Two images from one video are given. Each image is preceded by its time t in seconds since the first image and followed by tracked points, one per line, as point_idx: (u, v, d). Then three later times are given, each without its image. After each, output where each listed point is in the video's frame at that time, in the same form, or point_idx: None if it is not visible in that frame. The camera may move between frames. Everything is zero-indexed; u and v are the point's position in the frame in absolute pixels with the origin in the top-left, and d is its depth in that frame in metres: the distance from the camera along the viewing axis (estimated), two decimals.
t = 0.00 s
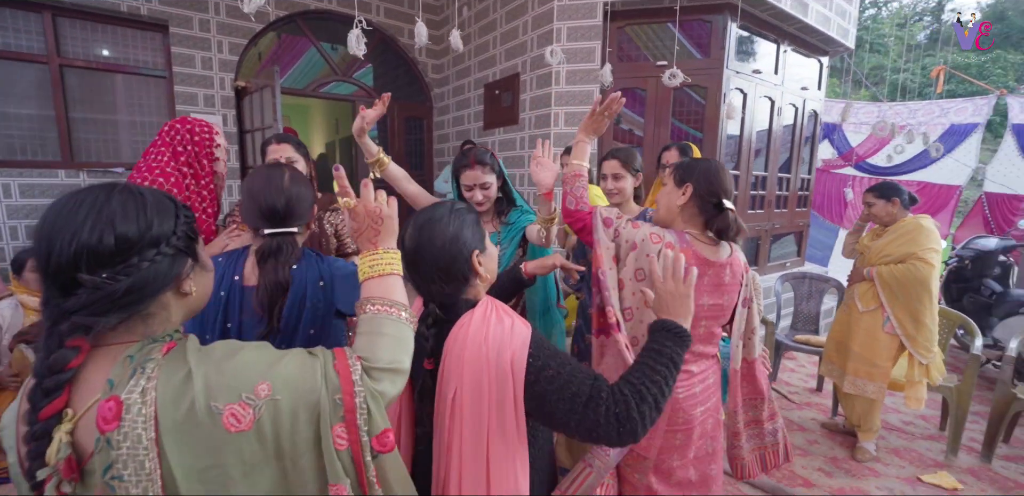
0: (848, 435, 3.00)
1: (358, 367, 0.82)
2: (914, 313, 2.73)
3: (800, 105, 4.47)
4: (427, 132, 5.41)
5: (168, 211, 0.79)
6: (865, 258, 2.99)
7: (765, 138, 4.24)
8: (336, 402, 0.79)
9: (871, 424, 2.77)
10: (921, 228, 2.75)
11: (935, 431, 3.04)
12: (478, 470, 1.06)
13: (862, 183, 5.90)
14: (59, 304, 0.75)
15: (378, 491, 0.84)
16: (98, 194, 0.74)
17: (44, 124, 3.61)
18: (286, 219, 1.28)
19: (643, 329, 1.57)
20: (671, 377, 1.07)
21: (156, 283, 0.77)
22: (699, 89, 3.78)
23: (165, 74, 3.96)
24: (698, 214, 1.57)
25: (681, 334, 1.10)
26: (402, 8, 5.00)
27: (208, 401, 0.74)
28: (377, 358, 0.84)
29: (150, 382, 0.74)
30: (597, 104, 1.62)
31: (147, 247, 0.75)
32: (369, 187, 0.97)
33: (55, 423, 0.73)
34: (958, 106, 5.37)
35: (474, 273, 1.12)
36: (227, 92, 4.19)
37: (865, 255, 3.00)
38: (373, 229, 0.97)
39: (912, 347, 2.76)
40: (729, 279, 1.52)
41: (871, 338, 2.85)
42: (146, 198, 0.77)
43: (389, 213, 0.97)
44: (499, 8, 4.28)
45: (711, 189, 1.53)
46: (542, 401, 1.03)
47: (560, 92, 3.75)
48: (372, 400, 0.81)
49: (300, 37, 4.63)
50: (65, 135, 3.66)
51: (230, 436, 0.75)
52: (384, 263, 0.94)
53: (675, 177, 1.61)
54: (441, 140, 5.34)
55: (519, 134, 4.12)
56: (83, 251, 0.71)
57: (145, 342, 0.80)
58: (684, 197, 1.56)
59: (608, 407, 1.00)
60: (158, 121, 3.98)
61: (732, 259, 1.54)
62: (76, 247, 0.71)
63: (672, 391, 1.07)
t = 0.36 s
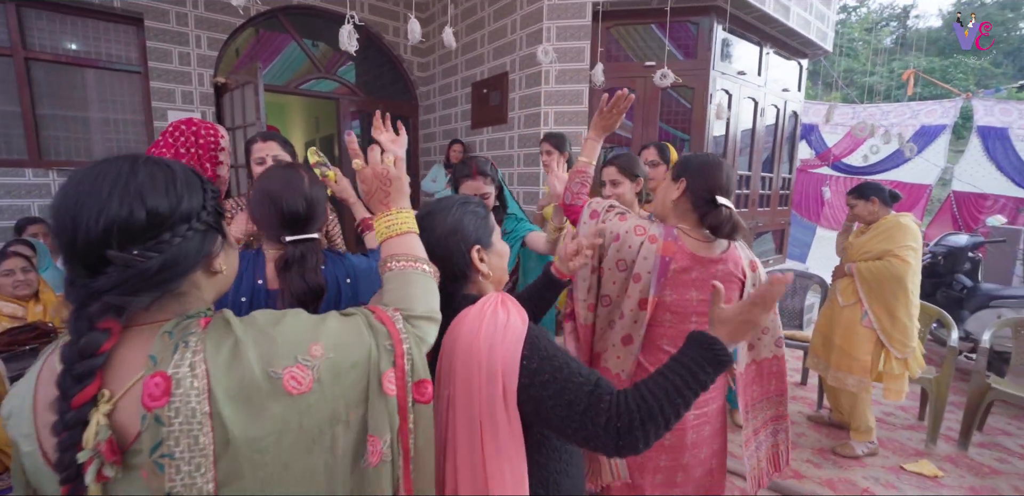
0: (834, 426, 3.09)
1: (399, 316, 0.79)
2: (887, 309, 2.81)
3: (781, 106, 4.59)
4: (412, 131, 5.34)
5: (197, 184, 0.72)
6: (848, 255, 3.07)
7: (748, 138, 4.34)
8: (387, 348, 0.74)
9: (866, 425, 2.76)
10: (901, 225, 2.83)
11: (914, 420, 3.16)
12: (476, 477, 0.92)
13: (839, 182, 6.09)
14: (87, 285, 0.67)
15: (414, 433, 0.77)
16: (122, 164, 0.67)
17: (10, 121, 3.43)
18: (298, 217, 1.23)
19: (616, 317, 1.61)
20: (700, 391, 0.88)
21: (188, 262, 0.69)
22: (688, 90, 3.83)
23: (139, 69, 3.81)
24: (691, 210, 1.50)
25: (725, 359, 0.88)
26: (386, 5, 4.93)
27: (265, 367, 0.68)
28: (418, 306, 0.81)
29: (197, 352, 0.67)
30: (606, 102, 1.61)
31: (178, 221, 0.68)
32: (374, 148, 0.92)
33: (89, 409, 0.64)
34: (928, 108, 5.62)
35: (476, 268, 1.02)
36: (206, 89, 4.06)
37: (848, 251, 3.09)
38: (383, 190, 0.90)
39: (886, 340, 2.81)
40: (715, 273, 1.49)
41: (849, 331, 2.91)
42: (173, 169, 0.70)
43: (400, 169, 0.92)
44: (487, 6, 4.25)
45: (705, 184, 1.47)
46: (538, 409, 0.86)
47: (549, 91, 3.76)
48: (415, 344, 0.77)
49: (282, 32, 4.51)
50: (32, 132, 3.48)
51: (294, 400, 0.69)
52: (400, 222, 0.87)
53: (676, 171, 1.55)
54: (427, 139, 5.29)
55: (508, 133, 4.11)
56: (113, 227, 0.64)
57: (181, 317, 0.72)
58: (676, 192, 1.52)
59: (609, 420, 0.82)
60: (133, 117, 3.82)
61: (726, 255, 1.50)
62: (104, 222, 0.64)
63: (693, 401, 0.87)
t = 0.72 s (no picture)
0: (826, 421, 3.17)
1: (439, 290, 0.89)
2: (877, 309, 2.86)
3: (770, 107, 4.67)
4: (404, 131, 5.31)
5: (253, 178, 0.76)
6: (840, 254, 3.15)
7: (739, 139, 4.41)
8: (438, 317, 0.85)
9: (857, 421, 2.82)
10: (887, 225, 2.92)
11: (902, 413, 3.26)
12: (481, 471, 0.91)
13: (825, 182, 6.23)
14: (156, 281, 0.69)
15: (458, 396, 0.89)
16: (184, 159, 0.69)
17: None
18: (321, 212, 1.26)
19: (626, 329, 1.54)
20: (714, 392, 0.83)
21: (252, 254, 0.74)
22: (681, 90, 3.88)
23: (126, 67, 3.72)
24: (689, 220, 1.44)
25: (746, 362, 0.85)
26: (379, 4, 4.90)
27: (346, 344, 0.75)
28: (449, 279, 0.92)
29: (281, 335, 0.73)
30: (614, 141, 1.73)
31: (241, 214, 0.72)
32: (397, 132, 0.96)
33: (172, 399, 0.66)
34: (909, 109, 5.78)
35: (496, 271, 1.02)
36: (195, 87, 3.98)
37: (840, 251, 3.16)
38: (412, 173, 0.97)
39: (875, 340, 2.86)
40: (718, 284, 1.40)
41: (842, 329, 2.95)
42: (230, 163, 0.74)
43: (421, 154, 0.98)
44: (481, 6, 4.25)
45: (702, 195, 1.40)
46: (545, 414, 0.82)
47: (545, 91, 3.78)
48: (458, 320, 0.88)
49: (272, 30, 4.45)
50: (14, 130, 3.38)
51: (376, 370, 0.76)
52: (424, 203, 0.97)
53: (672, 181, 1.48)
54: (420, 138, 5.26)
55: (503, 133, 4.12)
56: (186, 221, 0.67)
57: (244, 306, 0.75)
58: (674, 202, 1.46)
59: (620, 422, 0.78)
60: (119, 116, 3.73)
61: (730, 265, 1.42)
62: (176, 217, 0.67)
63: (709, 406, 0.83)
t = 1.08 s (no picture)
0: (821, 416, 3.25)
1: (468, 312, 0.94)
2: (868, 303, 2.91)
3: (762, 108, 4.75)
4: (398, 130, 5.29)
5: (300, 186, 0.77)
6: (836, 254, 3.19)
7: (732, 139, 4.48)
8: (468, 338, 0.89)
9: (851, 415, 2.89)
10: (877, 224, 3.00)
11: (892, 407, 3.36)
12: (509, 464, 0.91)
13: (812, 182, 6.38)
14: (211, 291, 0.69)
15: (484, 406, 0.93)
16: (240, 165, 0.69)
17: None
18: (337, 216, 1.26)
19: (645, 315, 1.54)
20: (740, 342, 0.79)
21: (300, 262, 0.75)
22: (677, 91, 3.93)
23: (116, 64, 3.64)
24: (706, 213, 1.39)
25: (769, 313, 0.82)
26: (373, 2, 4.86)
27: (396, 353, 0.78)
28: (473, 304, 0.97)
29: (337, 341, 0.75)
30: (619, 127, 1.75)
31: (293, 222, 0.73)
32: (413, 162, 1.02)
33: (230, 412, 0.66)
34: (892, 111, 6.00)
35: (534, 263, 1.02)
36: (187, 86, 3.91)
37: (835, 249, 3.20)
38: (434, 204, 1.03)
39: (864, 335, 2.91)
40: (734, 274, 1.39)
41: (834, 328, 3.04)
42: (281, 170, 0.74)
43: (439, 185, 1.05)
44: (477, 6, 4.24)
45: (721, 188, 1.32)
46: (579, 390, 0.81)
47: (542, 92, 3.80)
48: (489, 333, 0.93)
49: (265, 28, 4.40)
50: None
51: (422, 380, 0.79)
52: (440, 231, 1.02)
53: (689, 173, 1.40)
54: (414, 138, 5.25)
55: (500, 133, 4.13)
56: (246, 229, 0.67)
57: (290, 315, 0.77)
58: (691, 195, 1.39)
59: (652, 383, 0.76)
60: (108, 114, 3.65)
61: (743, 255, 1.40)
62: (238, 225, 0.67)
63: (744, 362, 0.80)
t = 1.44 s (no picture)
0: (813, 411, 3.34)
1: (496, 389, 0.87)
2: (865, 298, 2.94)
3: (752, 110, 4.84)
4: (392, 130, 5.27)
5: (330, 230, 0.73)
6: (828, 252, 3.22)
7: (724, 140, 4.56)
8: (490, 414, 0.83)
9: (843, 411, 2.97)
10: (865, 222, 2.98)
11: (880, 402, 3.46)
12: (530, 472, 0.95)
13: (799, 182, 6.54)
14: (233, 345, 0.65)
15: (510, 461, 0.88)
16: (272, 211, 0.66)
17: None
18: (359, 227, 1.26)
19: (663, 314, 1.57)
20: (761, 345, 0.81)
21: (325, 313, 0.71)
22: (671, 93, 3.98)
23: (104, 62, 3.56)
24: (726, 222, 1.41)
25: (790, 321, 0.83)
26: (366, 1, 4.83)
27: (424, 411, 0.74)
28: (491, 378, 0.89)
29: (365, 397, 0.71)
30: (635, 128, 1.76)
31: (323, 270, 0.70)
32: (440, 228, 0.94)
33: (257, 474, 0.62)
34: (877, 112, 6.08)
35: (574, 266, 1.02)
36: (178, 84, 3.85)
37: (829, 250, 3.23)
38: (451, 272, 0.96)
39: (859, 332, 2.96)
40: (751, 277, 1.41)
41: (824, 327, 3.12)
42: (313, 215, 0.70)
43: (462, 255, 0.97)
44: (473, 7, 4.25)
45: (739, 196, 1.34)
46: (605, 389, 0.85)
47: (539, 93, 3.82)
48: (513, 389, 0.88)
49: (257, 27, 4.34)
50: None
51: (444, 441, 0.75)
52: (459, 301, 0.95)
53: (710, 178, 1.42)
54: (408, 138, 5.24)
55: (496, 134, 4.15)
56: (276, 279, 0.64)
57: (314, 370, 0.73)
58: (711, 202, 1.42)
59: (673, 386, 0.79)
60: (97, 114, 3.57)
61: (762, 260, 1.40)
62: (269, 276, 0.63)
63: (765, 368, 0.81)
